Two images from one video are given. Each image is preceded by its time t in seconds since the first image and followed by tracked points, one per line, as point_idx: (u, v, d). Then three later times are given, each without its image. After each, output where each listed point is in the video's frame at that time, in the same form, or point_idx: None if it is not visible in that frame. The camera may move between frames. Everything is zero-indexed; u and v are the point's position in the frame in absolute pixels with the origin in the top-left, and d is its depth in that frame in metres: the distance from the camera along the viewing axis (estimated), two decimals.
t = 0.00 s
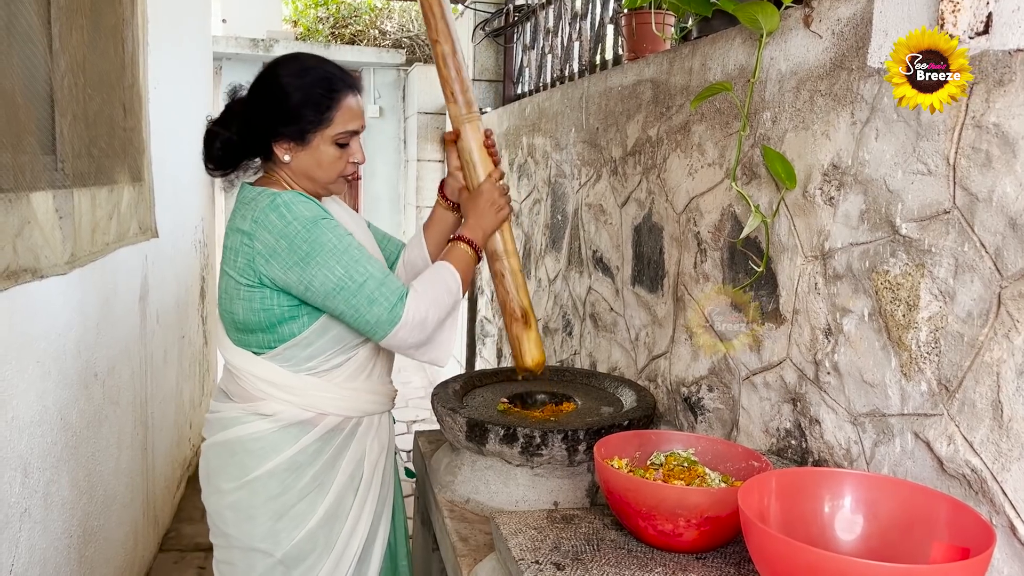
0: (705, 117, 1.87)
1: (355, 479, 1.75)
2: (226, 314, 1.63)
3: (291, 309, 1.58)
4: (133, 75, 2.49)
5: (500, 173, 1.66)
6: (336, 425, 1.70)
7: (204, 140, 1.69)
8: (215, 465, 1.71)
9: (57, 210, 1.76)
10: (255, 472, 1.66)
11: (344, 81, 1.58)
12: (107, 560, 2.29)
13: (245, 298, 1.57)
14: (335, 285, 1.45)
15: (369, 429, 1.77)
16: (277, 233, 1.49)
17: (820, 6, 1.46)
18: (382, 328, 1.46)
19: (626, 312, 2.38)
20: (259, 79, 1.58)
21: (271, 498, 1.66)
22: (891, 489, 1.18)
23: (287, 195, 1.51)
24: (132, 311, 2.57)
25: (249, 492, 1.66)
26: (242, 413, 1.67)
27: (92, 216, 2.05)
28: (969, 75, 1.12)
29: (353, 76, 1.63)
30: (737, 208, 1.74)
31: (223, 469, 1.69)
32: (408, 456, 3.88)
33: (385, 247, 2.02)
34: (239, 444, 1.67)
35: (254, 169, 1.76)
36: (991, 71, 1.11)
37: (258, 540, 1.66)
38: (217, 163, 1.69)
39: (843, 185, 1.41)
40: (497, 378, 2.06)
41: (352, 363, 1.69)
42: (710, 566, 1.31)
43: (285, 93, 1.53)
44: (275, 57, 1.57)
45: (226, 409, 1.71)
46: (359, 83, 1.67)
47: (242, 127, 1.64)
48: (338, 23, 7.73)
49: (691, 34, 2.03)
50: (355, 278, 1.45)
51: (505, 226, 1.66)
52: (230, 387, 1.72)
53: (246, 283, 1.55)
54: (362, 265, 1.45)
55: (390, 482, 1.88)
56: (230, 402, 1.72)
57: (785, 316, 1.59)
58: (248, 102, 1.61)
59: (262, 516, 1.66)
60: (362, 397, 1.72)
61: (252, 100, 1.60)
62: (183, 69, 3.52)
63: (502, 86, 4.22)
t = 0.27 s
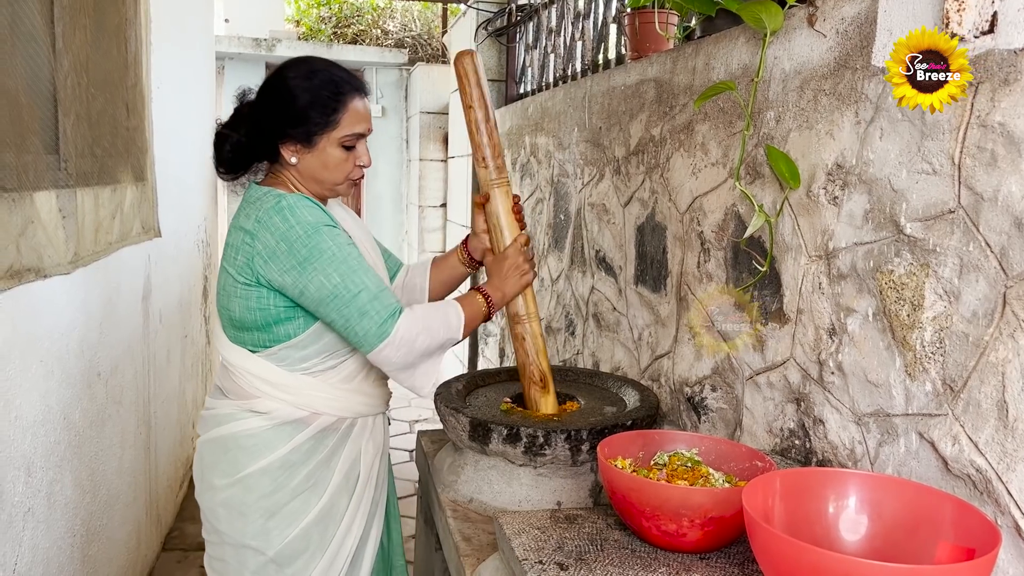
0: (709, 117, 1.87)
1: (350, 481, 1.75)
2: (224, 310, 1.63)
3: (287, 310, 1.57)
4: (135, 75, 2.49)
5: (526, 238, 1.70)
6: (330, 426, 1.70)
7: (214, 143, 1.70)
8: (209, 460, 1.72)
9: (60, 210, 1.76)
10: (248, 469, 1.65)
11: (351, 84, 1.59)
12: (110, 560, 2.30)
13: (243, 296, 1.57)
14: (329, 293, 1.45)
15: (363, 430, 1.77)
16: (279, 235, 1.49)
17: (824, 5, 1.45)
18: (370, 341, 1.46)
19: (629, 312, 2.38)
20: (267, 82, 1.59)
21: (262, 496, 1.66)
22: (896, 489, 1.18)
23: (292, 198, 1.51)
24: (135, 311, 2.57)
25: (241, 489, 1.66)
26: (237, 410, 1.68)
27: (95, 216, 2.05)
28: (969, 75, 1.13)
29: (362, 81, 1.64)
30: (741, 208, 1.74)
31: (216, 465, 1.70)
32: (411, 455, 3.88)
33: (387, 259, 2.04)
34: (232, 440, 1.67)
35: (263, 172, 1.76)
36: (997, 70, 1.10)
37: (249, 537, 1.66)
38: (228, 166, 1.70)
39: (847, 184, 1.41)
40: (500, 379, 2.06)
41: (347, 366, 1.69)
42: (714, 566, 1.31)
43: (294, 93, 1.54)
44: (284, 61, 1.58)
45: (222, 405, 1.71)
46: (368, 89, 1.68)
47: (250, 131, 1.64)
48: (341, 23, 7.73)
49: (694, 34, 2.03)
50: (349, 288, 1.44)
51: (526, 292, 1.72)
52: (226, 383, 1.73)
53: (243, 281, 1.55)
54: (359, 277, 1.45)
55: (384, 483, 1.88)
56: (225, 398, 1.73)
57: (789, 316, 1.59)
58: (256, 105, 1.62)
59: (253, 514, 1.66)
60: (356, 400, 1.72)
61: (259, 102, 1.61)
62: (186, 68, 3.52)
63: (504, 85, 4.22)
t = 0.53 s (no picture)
0: (712, 116, 1.87)
1: (352, 482, 1.75)
2: (234, 308, 1.64)
3: (297, 309, 1.58)
4: (139, 75, 2.49)
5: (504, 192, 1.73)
6: (334, 427, 1.70)
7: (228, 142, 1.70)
8: (211, 458, 1.72)
9: (63, 209, 1.76)
10: (250, 468, 1.66)
11: (367, 83, 1.59)
12: (113, 560, 2.30)
13: (253, 293, 1.57)
14: (340, 289, 1.45)
15: (367, 433, 1.77)
16: (290, 231, 1.49)
17: (828, 5, 1.45)
18: (382, 337, 1.46)
19: (632, 312, 2.37)
20: (283, 81, 1.59)
21: (264, 495, 1.66)
22: (900, 489, 1.18)
23: (304, 194, 1.51)
24: (138, 311, 2.57)
25: (243, 488, 1.66)
26: (242, 408, 1.68)
27: (98, 216, 2.05)
28: (969, 75, 1.12)
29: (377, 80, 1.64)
30: (744, 207, 1.74)
31: (218, 463, 1.70)
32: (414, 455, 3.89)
33: (394, 256, 2.03)
34: (236, 438, 1.67)
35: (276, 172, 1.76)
36: (1001, 70, 1.10)
37: (249, 536, 1.66)
38: (242, 165, 1.70)
39: (851, 184, 1.41)
40: (503, 378, 2.06)
41: (353, 367, 1.69)
42: (717, 566, 1.31)
43: (311, 92, 1.54)
44: (300, 60, 1.59)
45: (227, 403, 1.71)
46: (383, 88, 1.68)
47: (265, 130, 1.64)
48: (343, 23, 7.73)
49: (697, 33, 2.02)
50: (361, 284, 1.44)
51: (512, 244, 1.72)
52: (232, 381, 1.73)
53: (254, 279, 1.56)
54: (370, 272, 1.45)
55: (385, 486, 1.88)
56: (230, 396, 1.73)
57: (793, 316, 1.58)
58: (272, 104, 1.62)
59: (255, 513, 1.66)
60: (362, 402, 1.72)
61: (275, 101, 1.61)
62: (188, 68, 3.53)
63: (507, 85, 4.22)
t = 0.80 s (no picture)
0: (714, 116, 1.87)
1: (364, 481, 1.75)
2: (238, 309, 1.63)
3: (300, 308, 1.57)
4: (141, 75, 2.49)
5: (528, 216, 1.72)
6: (343, 425, 1.70)
7: (228, 147, 1.70)
8: (224, 460, 1.72)
9: (65, 209, 1.77)
10: (263, 469, 1.66)
11: (362, 80, 1.59)
12: (116, 559, 2.30)
13: (256, 294, 1.57)
14: (341, 289, 1.45)
15: (376, 431, 1.77)
16: (292, 231, 1.49)
17: (831, 4, 1.45)
18: (383, 337, 1.46)
19: (634, 312, 2.37)
20: (279, 82, 1.59)
21: (278, 497, 1.66)
22: (902, 490, 1.17)
23: (305, 195, 1.51)
24: (141, 310, 2.58)
25: (257, 490, 1.66)
26: (253, 410, 1.68)
27: (100, 215, 2.05)
28: (968, 75, 1.13)
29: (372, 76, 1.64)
30: (747, 207, 1.74)
31: (231, 465, 1.70)
32: (416, 455, 3.89)
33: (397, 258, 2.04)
34: (248, 440, 1.67)
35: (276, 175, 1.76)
36: (1004, 70, 1.10)
37: (264, 537, 1.66)
38: (242, 169, 1.70)
39: (853, 184, 1.40)
40: (504, 378, 2.06)
41: (359, 366, 1.69)
42: (720, 566, 1.31)
43: (307, 91, 1.54)
44: (294, 61, 1.59)
45: (237, 406, 1.71)
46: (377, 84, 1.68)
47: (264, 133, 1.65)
48: (346, 23, 7.73)
49: (699, 33, 2.02)
50: (362, 283, 1.45)
51: (528, 267, 1.73)
52: (240, 384, 1.73)
53: (257, 279, 1.56)
54: (371, 272, 1.45)
55: (398, 482, 1.88)
56: (241, 398, 1.73)
57: (795, 316, 1.58)
58: (269, 106, 1.63)
59: (269, 514, 1.66)
60: (370, 399, 1.72)
61: (272, 103, 1.61)
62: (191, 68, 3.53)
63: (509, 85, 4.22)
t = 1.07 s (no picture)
0: (716, 115, 1.86)
1: (371, 482, 1.75)
2: (249, 311, 1.63)
3: (311, 314, 1.57)
4: (143, 75, 2.49)
5: (539, 242, 1.72)
6: (352, 427, 1.70)
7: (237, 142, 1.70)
8: (231, 460, 1.72)
9: (67, 209, 1.77)
10: (271, 470, 1.66)
11: (377, 82, 1.59)
12: (117, 558, 2.30)
13: (268, 297, 1.57)
14: (341, 301, 1.45)
15: (384, 433, 1.77)
16: (304, 236, 1.48)
17: (833, 3, 1.45)
18: (376, 353, 1.46)
19: (636, 311, 2.37)
20: (292, 81, 1.59)
21: (285, 497, 1.66)
22: (904, 491, 1.17)
23: (318, 198, 1.51)
24: (143, 310, 2.58)
25: (264, 491, 1.66)
26: (261, 411, 1.68)
27: (102, 215, 2.05)
28: (969, 75, 1.13)
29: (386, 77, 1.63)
30: (748, 206, 1.73)
31: (238, 466, 1.70)
32: (418, 455, 3.88)
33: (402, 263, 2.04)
34: (256, 441, 1.67)
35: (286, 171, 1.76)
36: (1007, 68, 1.09)
37: (270, 537, 1.66)
38: (249, 164, 1.70)
39: (855, 183, 1.40)
40: (506, 377, 2.05)
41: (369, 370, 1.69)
42: (721, 567, 1.30)
43: (319, 91, 1.54)
44: (307, 59, 1.59)
45: (244, 406, 1.71)
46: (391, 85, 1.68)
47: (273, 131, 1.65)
48: (348, 22, 7.73)
49: (701, 32, 2.02)
50: (361, 299, 1.44)
51: (539, 295, 1.72)
52: (248, 384, 1.73)
53: (269, 282, 1.55)
54: (371, 288, 1.45)
55: (403, 483, 1.88)
56: (247, 399, 1.73)
57: (797, 315, 1.58)
58: (281, 104, 1.62)
59: (276, 514, 1.66)
60: (380, 402, 1.72)
61: (284, 100, 1.61)
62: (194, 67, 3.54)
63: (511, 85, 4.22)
